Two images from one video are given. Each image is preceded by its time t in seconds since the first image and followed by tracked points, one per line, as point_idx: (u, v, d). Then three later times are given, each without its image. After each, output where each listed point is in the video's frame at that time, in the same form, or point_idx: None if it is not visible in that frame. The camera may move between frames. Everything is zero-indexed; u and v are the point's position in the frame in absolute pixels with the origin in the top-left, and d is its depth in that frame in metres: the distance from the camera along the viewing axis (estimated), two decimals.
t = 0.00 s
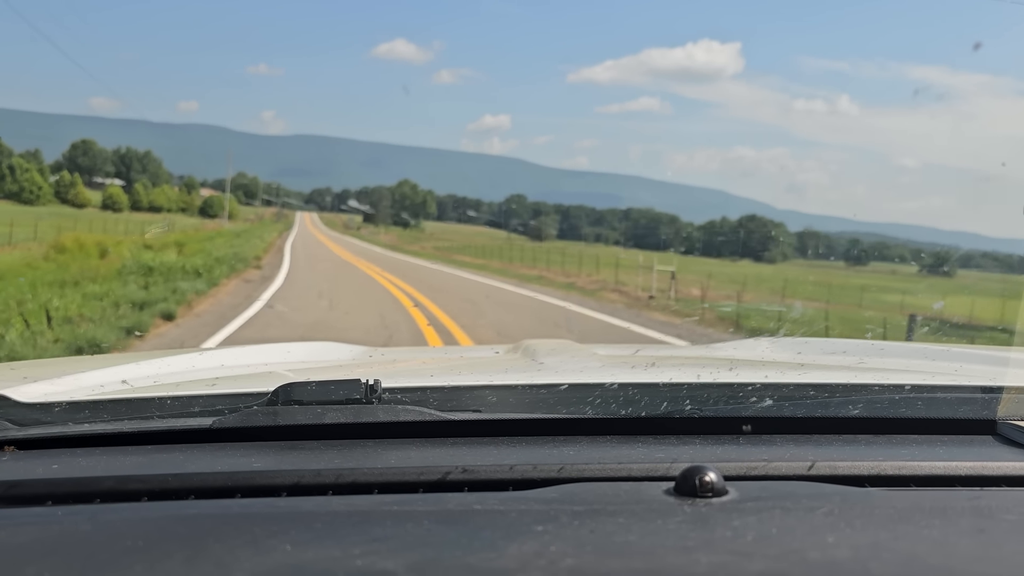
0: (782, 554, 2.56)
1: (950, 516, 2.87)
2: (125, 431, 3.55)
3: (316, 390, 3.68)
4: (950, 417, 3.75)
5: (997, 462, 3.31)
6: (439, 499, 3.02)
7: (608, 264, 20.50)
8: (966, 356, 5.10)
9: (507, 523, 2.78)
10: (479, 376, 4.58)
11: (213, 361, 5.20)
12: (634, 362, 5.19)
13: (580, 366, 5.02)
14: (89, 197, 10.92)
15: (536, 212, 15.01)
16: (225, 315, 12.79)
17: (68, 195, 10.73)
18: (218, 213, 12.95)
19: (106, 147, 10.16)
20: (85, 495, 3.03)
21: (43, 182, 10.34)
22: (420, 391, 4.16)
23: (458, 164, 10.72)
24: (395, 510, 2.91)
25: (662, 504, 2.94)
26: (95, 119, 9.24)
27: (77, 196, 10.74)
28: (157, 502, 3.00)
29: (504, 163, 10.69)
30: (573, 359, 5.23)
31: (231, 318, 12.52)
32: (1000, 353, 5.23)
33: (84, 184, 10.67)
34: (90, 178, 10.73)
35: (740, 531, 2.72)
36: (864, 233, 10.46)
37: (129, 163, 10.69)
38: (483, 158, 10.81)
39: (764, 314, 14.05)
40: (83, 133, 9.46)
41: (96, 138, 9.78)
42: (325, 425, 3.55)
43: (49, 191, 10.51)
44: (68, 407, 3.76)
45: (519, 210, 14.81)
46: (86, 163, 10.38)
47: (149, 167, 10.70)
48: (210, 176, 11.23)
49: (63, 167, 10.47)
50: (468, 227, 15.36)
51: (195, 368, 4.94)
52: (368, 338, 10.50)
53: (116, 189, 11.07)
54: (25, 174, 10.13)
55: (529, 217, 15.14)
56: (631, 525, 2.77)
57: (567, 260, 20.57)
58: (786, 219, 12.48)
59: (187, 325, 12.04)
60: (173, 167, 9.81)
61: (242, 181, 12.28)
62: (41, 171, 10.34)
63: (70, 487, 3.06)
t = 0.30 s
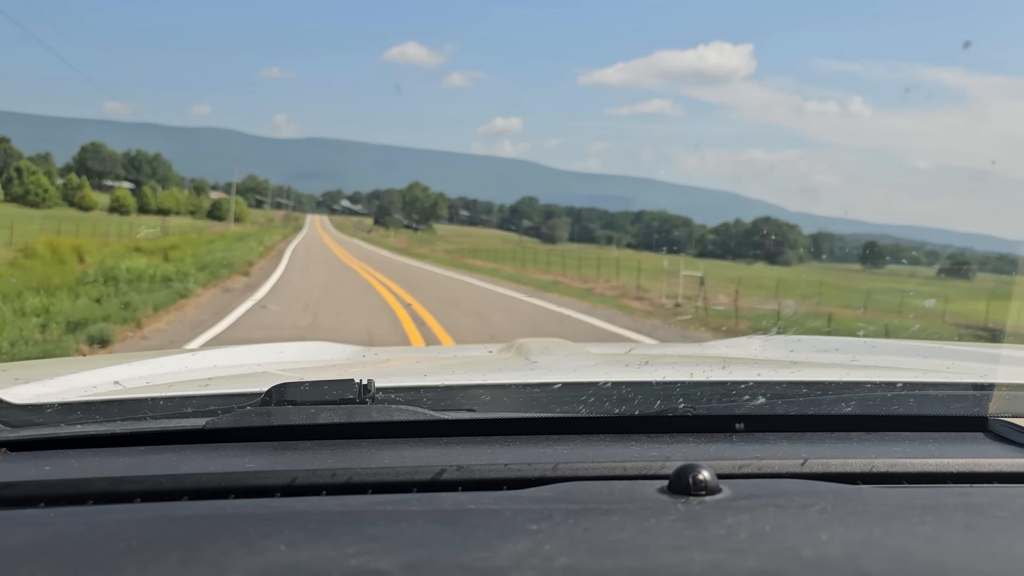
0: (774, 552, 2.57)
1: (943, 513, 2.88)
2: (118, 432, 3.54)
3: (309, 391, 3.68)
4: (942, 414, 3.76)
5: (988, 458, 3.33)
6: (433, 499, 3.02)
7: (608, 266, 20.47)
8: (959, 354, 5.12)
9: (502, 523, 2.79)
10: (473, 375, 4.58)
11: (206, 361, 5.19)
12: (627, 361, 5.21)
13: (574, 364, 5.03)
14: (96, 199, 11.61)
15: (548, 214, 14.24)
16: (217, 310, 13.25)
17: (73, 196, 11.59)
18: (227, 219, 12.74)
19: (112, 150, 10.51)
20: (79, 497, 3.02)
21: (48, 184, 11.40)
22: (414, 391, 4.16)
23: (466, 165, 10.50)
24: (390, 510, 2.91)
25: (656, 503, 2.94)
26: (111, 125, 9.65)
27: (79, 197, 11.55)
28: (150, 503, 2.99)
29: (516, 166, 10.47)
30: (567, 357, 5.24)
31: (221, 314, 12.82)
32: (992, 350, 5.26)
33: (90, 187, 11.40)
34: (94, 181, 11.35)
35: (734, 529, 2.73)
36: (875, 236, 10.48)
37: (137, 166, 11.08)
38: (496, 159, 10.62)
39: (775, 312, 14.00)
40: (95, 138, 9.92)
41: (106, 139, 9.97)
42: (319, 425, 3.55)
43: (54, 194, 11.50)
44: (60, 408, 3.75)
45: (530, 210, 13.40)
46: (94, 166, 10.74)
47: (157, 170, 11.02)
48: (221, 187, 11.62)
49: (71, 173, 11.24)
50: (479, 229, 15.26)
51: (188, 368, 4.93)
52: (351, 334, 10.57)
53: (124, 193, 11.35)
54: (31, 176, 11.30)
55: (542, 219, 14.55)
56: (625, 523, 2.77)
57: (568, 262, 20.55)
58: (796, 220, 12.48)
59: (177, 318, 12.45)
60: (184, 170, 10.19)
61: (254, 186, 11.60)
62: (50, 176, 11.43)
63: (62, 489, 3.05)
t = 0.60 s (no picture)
0: (768, 551, 2.58)
1: (935, 511, 2.90)
2: (112, 431, 3.54)
3: (304, 390, 3.68)
4: (934, 413, 3.79)
5: (980, 457, 3.35)
6: (428, 498, 3.02)
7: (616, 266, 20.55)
8: (951, 354, 5.14)
9: (496, 522, 2.80)
10: (467, 375, 4.59)
11: (200, 361, 5.18)
12: (621, 361, 5.21)
13: (568, 364, 5.04)
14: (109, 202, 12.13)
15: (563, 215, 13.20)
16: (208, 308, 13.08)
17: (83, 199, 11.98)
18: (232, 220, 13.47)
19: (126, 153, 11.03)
20: (72, 496, 3.02)
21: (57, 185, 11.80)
22: (408, 391, 4.16)
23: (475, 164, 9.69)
24: (384, 509, 2.92)
25: (650, 502, 2.95)
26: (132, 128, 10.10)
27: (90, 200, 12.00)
28: (144, 503, 2.99)
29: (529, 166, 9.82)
30: (561, 358, 5.25)
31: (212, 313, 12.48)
32: (984, 350, 5.28)
33: (102, 189, 11.90)
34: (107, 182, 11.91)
35: (727, 528, 2.74)
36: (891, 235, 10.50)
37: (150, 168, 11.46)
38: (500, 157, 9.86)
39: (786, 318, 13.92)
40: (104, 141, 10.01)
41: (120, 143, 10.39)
42: (314, 424, 3.55)
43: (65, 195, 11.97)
44: (54, 408, 3.74)
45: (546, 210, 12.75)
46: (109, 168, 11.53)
47: (169, 172, 11.53)
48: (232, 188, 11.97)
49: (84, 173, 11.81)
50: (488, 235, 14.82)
51: (182, 369, 4.92)
52: (343, 334, 10.64)
53: (136, 195, 12.15)
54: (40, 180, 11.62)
55: (554, 220, 13.47)
56: (619, 522, 2.78)
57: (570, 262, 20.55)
58: (815, 219, 12.54)
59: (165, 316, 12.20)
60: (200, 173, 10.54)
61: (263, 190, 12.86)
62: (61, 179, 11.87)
63: (56, 489, 3.04)
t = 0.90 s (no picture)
0: (762, 553, 2.58)
1: (927, 513, 2.90)
2: (105, 433, 3.52)
3: (298, 392, 3.68)
4: (927, 415, 3.80)
5: (972, 459, 3.36)
6: (421, 500, 3.02)
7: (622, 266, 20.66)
8: (944, 355, 5.16)
9: (490, 524, 2.79)
10: (461, 376, 4.59)
11: (193, 362, 5.16)
12: (616, 362, 5.22)
13: (562, 365, 5.04)
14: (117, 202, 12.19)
15: (577, 216, 15.47)
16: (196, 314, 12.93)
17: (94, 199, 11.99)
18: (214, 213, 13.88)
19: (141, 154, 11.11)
20: (65, 498, 3.01)
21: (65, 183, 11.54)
22: (402, 392, 4.16)
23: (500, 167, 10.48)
24: (378, 511, 2.91)
25: (644, 503, 2.95)
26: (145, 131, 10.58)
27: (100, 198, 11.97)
28: (137, 505, 2.97)
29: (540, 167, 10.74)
30: (555, 359, 5.25)
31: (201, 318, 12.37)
32: (977, 351, 5.32)
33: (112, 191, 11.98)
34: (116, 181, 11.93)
35: (721, 530, 2.74)
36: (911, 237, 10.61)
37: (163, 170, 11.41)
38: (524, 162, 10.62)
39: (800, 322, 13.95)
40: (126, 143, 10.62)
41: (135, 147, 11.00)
42: (307, 426, 3.54)
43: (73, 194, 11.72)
44: (46, 409, 3.72)
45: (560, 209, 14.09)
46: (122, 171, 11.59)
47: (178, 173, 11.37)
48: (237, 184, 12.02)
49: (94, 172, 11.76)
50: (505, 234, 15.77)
51: (175, 370, 4.90)
52: (337, 336, 10.63)
53: (146, 196, 12.30)
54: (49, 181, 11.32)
55: (570, 221, 15.65)
56: (613, 524, 2.78)
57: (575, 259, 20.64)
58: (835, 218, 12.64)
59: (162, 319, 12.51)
60: (214, 175, 10.53)
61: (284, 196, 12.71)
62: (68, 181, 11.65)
63: (48, 491, 3.03)
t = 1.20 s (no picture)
0: (757, 551, 2.58)
1: (922, 511, 2.90)
2: (97, 432, 3.50)
3: (291, 390, 3.66)
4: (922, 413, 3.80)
5: (967, 457, 3.36)
6: (416, 499, 3.00)
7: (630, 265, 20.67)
8: (940, 354, 5.16)
9: (485, 522, 2.78)
10: (456, 375, 4.58)
11: (186, 361, 5.15)
12: (611, 361, 5.21)
13: (557, 364, 5.03)
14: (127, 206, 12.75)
15: (596, 217, 14.57)
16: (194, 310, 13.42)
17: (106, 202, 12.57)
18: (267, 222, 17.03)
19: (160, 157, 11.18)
20: (57, 497, 2.99)
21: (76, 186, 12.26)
22: (396, 391, 4.14)
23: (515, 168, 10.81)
24: (373, 510, 2.90)
25: (639, 502, 2.94)
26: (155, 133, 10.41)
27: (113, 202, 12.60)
28: (129, 504, 2.96)
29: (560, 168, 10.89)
30: (549, 358, 5.24)
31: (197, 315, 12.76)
32: (972, 350, 5.32)
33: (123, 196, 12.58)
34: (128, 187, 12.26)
35: (717, 528, 2.73)
36: (929, 241, 10.69)
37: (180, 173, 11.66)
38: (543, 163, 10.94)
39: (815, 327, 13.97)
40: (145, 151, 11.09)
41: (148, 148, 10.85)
42: (301, 424, 3.53)
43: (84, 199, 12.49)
44: (38, 408, 3.69)
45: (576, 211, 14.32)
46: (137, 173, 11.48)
47: (198, 175, 12.00)
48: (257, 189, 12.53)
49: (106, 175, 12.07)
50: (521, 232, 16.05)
51: (168, 369, 4.88)
52: (331, 334, 10.71)
53: (159, 198, 13.20)
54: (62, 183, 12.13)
55: (588, 221, 14.86)
56: (608, 523, 2.77)
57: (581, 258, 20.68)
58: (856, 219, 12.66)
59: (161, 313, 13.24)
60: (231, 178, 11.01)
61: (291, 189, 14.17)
62: (82, 186, 12.30)
63: (40, 489, 3.01)
